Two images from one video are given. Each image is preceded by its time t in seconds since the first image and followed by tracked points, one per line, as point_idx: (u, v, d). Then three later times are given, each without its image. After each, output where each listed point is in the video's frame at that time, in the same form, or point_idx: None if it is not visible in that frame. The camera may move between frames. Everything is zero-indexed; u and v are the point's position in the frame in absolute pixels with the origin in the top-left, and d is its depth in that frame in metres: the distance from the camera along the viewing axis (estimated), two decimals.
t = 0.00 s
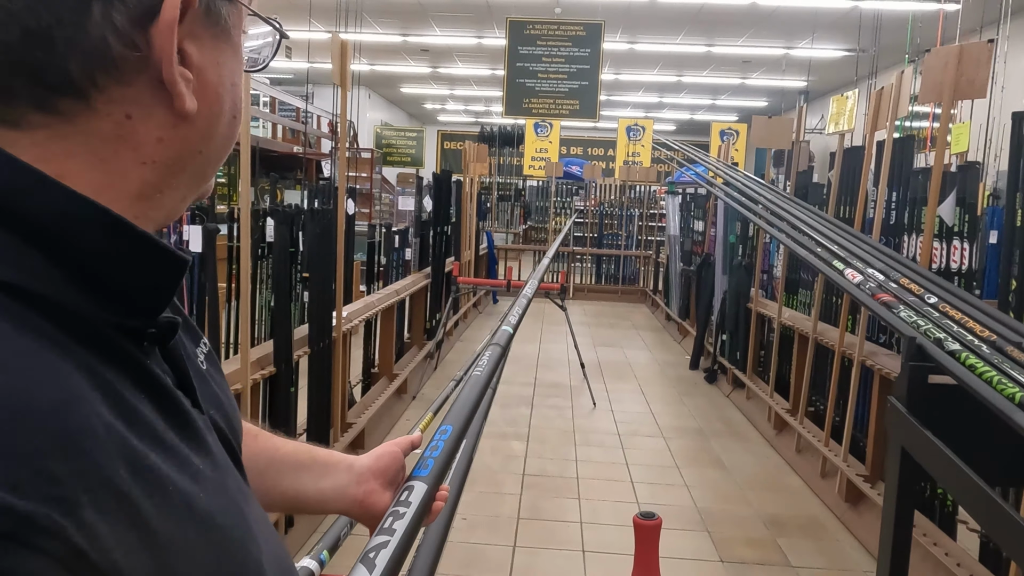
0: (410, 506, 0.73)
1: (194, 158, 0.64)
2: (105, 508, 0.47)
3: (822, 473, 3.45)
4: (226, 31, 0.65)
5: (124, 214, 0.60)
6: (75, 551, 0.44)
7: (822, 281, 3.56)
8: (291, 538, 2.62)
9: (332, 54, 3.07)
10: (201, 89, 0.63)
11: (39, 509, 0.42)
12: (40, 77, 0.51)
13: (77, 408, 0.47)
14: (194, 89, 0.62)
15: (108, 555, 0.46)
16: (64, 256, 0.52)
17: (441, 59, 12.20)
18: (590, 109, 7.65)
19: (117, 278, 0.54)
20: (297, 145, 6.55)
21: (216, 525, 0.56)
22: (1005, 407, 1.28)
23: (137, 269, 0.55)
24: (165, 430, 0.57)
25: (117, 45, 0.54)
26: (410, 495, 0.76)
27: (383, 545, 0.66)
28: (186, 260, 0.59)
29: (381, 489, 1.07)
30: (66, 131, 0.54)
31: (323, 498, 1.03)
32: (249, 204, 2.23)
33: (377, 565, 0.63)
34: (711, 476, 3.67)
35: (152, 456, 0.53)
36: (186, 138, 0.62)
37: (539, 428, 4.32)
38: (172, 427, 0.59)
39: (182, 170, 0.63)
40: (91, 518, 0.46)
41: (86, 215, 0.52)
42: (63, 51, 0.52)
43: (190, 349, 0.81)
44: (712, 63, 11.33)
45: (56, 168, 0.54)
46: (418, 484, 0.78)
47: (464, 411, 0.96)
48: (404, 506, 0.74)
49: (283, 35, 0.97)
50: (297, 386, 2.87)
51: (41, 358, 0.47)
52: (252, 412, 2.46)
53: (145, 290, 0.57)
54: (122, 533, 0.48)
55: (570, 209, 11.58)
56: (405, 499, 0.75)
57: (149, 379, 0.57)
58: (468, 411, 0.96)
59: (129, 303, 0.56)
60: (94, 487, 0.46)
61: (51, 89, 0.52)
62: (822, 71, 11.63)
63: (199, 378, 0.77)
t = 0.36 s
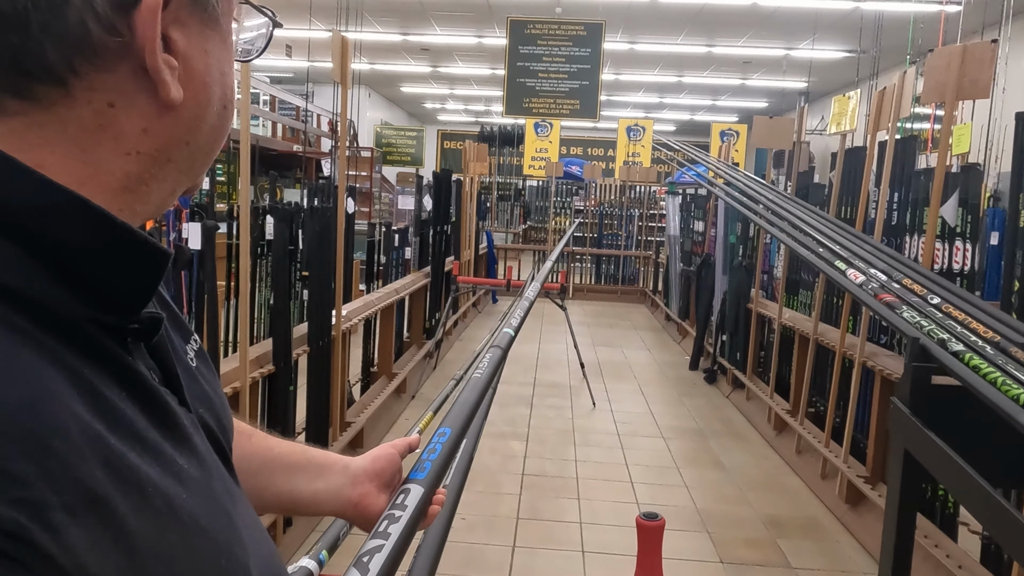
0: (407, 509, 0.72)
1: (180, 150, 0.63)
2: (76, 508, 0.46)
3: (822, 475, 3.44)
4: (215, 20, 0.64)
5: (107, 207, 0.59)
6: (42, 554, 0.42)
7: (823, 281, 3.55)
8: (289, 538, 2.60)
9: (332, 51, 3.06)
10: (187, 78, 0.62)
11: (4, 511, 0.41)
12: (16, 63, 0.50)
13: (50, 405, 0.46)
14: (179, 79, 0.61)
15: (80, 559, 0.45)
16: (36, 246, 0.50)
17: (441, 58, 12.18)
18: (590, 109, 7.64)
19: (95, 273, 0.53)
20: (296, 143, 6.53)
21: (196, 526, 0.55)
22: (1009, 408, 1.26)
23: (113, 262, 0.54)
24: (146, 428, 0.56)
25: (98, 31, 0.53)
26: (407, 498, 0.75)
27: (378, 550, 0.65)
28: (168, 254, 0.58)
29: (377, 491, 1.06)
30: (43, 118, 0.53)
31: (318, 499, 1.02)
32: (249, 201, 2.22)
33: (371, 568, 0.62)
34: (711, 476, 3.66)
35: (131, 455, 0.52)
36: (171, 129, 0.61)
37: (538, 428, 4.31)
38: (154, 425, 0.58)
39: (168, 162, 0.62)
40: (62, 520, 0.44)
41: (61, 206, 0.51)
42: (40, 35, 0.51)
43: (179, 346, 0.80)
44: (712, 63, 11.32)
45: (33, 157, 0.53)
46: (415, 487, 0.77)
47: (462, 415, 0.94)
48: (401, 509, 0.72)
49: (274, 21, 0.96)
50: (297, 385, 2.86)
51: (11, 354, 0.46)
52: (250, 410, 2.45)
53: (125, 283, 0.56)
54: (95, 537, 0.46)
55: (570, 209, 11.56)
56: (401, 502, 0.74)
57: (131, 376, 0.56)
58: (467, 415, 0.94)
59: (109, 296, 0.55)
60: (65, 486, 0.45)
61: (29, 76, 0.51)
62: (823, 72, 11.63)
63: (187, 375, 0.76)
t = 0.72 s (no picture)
0: (409, 504, 0.72)
1: (187, 140, 0.63)
2: (82, 491, 0.45)
3: (826, 476, 3.43)
4: (221, 12, 0.64)
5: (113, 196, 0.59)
6: (47, 532, 0.42)
7: (826, 282, 3.55)
8: (291, 537, 2.60)
9: (336, 49, 3.05)
10: (194, 69, 0.62)
11: (10, 489, 0.41)
12: (26, 48, 0.50)
13: (56, 387, 0.46)
14: (187, 69, 0.61)
15: (85, 540, 0.45)
16: (43, 233, 0.50)
17: (445, 58, 12.17)
18: (594, 109, 7.63)
19: (102, 262, 0.53)
20: (300, 143, 6.53)
21: (201, 512, 0.55)
22: (1015, 408, 1.25)
23: (119, 250, 0.54)
24: (152, 416, 0.56)
25: (107, 19, 0.53)
26: (409, 493, 0.74)
27: (380, 544, 0.65)
28: (174, 241, 0.58)
29: (379, 487, 1.05)
30: (53, 108, 0.53)
31: (321, 494, 1.02)
32: (253, 199, 2.22)
33: (373, 564, 0.62)
34: (714, 477, 3.65)
35: (137, 439, 0.52)
36: (177, 120, 0.61)
37: (541, 428, 4.31)
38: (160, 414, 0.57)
39: (174, 151, 0.62)
40: (67, 499, 0.44)
41: (69, 194, 0.50)
42: (49, 22, 0.50)
43: (184, 339, 0.79)
44: (716, 64, 11.30)
45: (42, 145, 0.53)
46: (417, 483, 0.76)
47: (465, 413, 0.93)
48: (403, 504, 0.72)
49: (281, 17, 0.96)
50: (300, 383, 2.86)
51: (18, 337, 0.46)
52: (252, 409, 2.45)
53: (129, 271, 0.55)
54: (100, 520, 0.46)
55: (573, 209, 11.55)
56: (403, 497, 0.73)
57: (137, 366, 0.56)
58: (470, 413, 0.94)
59: (113, 284, 0.55)
60: (71, 468, 0.45)
61: (38, 63, 0.51)
62: (827, 73, 11.61)
63: (192, 365, 0.76)
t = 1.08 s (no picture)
0: (405, 509, 0.73)
1: (189, 152, 0.64)
2: (83, 496, 0.46)
3: (825, 478, 3.43)
4: (225, 28, 0.65)
5: (115, 204, 0.60)
6: (47, 536, 0.43)
7: (826, 284, 3.55)
8: (291, 536, 2.61)
9: (338, 51, 3.07)
10: (197, 84, 0.62)
11: (11, 494, 0.42)
12: (35, 62, 0.51)
13: (57, 393, 0.47)
14: (191, 84, 0.62)
15: (84, 543, 0.45)
16: (47, 240, 0.51)
17: (448, 58, 12.18)
18: (596, 110, 7.63)
19: (107, 267, 0.54)
20: (302, 143, 6.54)
21: (202, 517, 0.56)
22: (1009, 413, 1.25)
23: (122, 257, 0.55)
24: (154, 423, 0.56)
25: (113, 37, 0.54)
26: (406, 498, 0.75)
27: (376, 547, 0.65)
28: (173, 250, 0.58)
29: (376, 489, 1.07)
30: (59, 120, 0.54)
31: (319, 495, 1.02)
32: (253, 200, 2.23)
33: (368, 566, 0.63)
34: (714, 479, 3.65)
35: (138, 445, 0.52)
36: (180, 132, 0.62)
37: (541, 429, 4.32)
38: (162, 420, 0.58)
39: (177, 162, 0.63)
40: (67, 503, 0.45)
41: (71, 204, 0.51)
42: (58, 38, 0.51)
43: (185, 343, 0.81)
44: (719, 65, 11.30)
45: (48, 157, 0.54)
46: (414, 486, 0.77)
47: (463, 417, 0.94)
48: (399, 508, 0.73)
49: (286, 31, 0.94)
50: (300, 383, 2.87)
51: (20, 344, 0.46)
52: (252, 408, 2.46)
53: (130, 277, 0.56)
54: (101, 525, 0.47)
55: (576, 210, 11.55)
56: (400, 500, 0.74)
57: (140, 373, 0.57)
58: (467, 417, 0.94)
59: (114, 291, 0.56)
60: (72, 473, 0.46)
61: (46, 77, 0.52)
62: (830, 75, 11.59)
63: (192, 370, 0.77)
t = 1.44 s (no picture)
0: (397, 510, 0.71)
1: (173, 155, 0.64)
2: (57, 495, 0.47)
3: (823, 480, 3.43)
4: (208, 32, 0.65)
5: (98, 207, 0.60)
6: (19, 533, 0.44)
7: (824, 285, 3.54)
8: (286, 535, 2.62)
9: (337, 51, 3.07)
10: (180, 87, 0.63)
11: None
12: (20, 68, 0.52)
13: (32, 395, 0.47)
14: (173, 87, 0.62)
15: (57, 542, 0.46)
16: (30, 244, 0.52)
17: (450, 59, 12.19)
18: (597, 111, 7.63)
19: (86, 270, 0.54)
20: (304, 143, 6.55)
21: (181, 518, 0.56)
22: (1002, 416, 1.24)
23: (104, 262, 0.55)
24: (135, 424, 0.57)
25: (94, 41, 0.54)
26: (398, 499, 0.73)
27: (365, 548, 0.64)
28: (153, 251, 0.59)
29: (368, 492, 1.07)
30: (41, 123, 0.54)
31: (310, 497, 1.02)
32: (250, 201, 2.23)
33: (357, 567, 0.62)
34: (712, 481, 3.65)
35: (116, 445, 0.53)
36: (164, 135, 0.62)
37: (540, 429, 4.32)
38: (143, 421, 0.58)
39: (162, 166, 0.63)
40: (41, 502, 0.45)
41: (50, 208, 0.52)
42: (40, 44, 0.52)
43: (170, 345, 0.81)
44: (721, 67, 11.29)
45: (31, 159, 0.54)
46: (406, 488, 0.75)
47: (460, 418, 0.92)
48: (391, 509, 0.71)
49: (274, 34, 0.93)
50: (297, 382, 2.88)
51: None
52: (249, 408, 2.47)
53: (110, 281, 0.56)
54: (75, 524, 0.47)
55: (577, 211, 11.55)
56: (392, 502, 0.72)
57: (122, 374, 0.57)
58: (465, 418, 0.92)
59: (95, 293, 0.56)
60: (46, 472, 0.46)
61: (28, 80, 0.52)
62: (832, 76, 11.59)
63: (178, 373, 0.77)
